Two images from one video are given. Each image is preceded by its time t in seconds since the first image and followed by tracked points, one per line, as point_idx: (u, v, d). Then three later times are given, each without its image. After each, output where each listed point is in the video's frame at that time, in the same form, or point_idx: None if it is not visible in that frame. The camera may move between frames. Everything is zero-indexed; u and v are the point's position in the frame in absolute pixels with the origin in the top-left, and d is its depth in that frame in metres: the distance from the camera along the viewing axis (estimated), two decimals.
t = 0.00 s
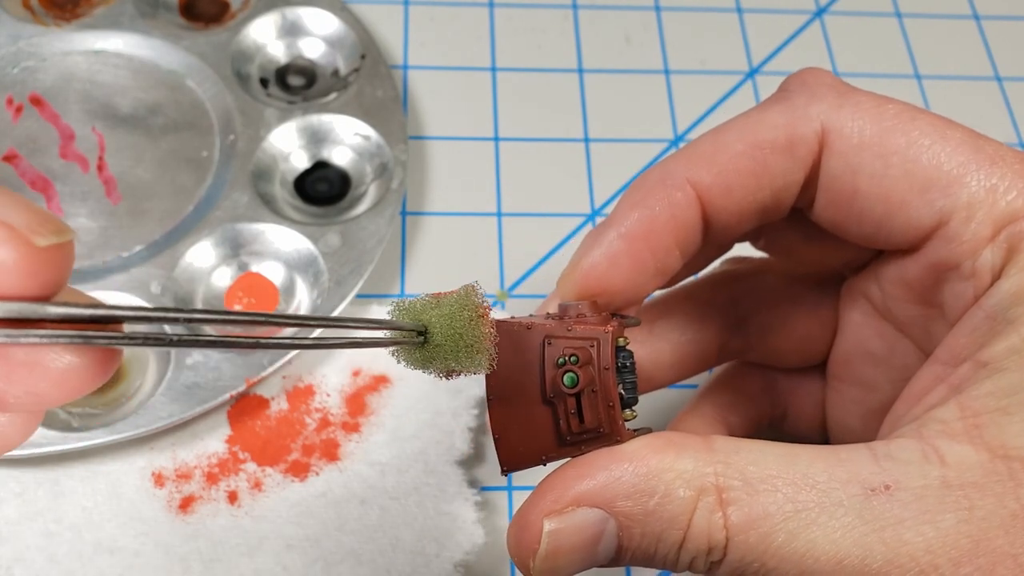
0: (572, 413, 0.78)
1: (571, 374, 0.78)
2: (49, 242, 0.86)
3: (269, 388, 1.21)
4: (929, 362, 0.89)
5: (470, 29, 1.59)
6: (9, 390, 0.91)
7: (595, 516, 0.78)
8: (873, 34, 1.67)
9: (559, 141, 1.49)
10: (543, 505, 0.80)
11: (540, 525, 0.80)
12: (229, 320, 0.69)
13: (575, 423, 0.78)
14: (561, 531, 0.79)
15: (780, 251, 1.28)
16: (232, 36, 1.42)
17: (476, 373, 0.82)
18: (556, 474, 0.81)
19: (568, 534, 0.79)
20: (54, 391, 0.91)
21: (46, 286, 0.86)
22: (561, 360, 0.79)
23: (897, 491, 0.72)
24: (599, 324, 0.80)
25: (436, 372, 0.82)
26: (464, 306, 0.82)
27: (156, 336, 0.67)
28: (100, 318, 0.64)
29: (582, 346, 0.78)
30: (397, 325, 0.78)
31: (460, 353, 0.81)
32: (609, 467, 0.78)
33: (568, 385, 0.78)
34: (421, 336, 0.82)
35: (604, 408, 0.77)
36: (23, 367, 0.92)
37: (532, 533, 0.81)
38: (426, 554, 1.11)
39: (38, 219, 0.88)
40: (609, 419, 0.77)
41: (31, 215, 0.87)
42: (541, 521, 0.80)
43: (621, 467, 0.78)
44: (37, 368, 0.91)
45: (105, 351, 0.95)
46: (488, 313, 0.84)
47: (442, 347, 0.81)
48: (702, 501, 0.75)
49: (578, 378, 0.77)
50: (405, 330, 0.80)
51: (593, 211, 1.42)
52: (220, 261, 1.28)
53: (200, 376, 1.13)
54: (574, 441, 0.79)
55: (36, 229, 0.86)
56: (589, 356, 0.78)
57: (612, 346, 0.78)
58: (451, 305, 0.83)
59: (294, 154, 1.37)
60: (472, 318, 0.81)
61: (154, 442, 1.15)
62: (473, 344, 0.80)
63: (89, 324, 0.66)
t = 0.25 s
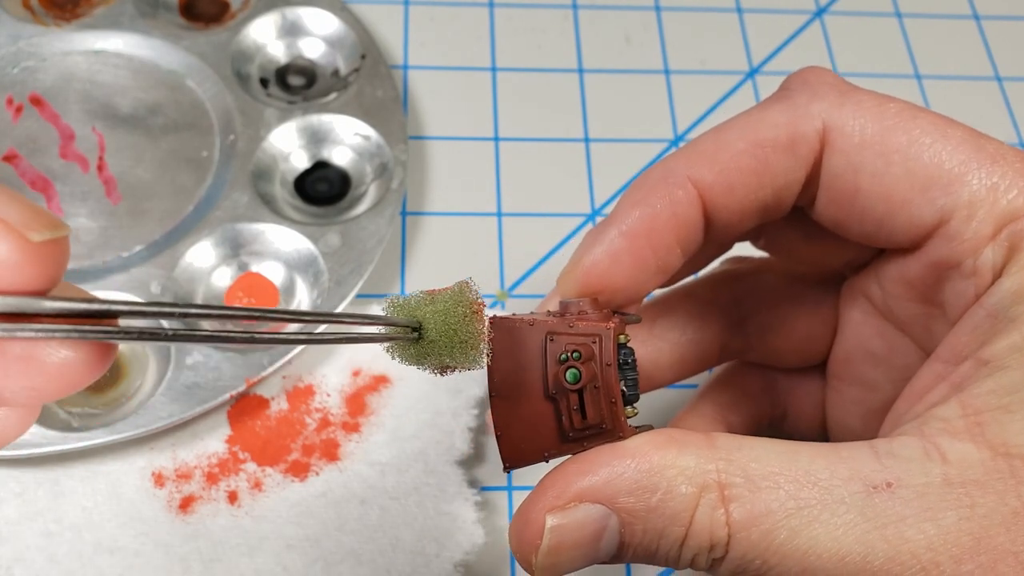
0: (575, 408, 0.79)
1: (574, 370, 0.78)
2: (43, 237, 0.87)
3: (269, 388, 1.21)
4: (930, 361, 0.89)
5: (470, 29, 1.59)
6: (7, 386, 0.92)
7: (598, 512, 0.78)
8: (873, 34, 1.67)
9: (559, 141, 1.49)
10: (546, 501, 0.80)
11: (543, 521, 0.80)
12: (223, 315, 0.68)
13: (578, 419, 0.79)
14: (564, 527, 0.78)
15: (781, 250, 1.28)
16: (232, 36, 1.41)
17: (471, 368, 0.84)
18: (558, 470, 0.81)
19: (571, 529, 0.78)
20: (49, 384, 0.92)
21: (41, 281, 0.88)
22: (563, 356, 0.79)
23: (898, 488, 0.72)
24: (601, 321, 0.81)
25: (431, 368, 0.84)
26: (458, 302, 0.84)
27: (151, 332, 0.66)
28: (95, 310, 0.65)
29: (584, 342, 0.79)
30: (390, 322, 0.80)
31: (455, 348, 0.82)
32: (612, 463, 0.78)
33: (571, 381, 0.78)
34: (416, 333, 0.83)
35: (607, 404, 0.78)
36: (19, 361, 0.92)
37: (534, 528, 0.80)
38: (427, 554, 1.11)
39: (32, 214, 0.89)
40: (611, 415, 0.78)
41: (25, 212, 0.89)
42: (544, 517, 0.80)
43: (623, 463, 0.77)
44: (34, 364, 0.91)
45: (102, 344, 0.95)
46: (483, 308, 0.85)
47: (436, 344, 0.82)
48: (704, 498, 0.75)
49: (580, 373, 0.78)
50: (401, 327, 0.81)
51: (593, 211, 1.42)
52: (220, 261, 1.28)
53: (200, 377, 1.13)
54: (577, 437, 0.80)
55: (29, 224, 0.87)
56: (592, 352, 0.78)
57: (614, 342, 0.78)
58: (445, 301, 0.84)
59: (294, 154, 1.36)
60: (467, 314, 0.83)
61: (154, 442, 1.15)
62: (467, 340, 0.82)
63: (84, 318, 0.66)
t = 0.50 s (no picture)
0: (575, 400, 0.78)
1: (575, 361, 0.78)
2: (35, 228, 0.87)
3: (269, 388, 1.21)
4: (930, 357, 0.89)
5: (470, 29, 1.59)
6: None
7: (599, 503, 0.78)
8: (873, 34, 1.67)
9: (559, 141, 1.49)
10: (546, 492, 0.80)
11: (543, 512, 0.80)
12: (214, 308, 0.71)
13: (579, 411, 0.78)
14: (565, 518, 0.79)
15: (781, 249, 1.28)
16: (232, 36, 1.42)
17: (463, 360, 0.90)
18: (558, 461, 0.81)
19: (572, 519, 0.78)
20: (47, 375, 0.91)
21: (37, 273, 0.87)
22: (564, 348, 0.79)
23: (898, 482, 0.72)
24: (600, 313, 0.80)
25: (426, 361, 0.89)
26: (451, 297, 0.89)
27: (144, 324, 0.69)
28: (86, 303, 0.67)
29: (584, 333, 0.79)
30: (387, 316, 0.84)
31: (449, 342, 0.87)
32: (612, 454, 0.77)
33: (571, 372, 0.78)
34: (410, 326, 0.87)
35: (608, 396, 0.77)
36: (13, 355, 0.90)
37: (535, 519, 0.80)
38: (426, 554, 1.11)
39: (23, 206, 0.88)
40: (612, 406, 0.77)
41: (16, 205, 0.88)
42: (544, 508, 0.80)
43: (624, 454, 0.77)
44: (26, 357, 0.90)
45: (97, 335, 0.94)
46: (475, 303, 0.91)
47: (430, 337, 0.87)
48: (704, 491, 0.75)
49: (581, 365, 0.77)
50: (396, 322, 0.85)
51: (593, 211, 1.42)
52: (220, 260, 1.28)
53: (200, 376, 1.13)
54: (578, 429, 0.79)
55: (20, 216, 0.86)
56: (592, 344, 0.78)
57: (614, 334, 0.78)
58: (438, 297, 0.89)
59: (294, 154, 1.37)
60: (460, 308, 0.88)
61: (154, 442, 1.15)
62: (461, 334, 0.87)
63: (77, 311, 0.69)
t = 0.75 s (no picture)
0: (576, 399, 0.78)
1: (576, 361, 0.78)
2: (17, 213, 0.88)
3: (269, 387, 1.21)
4: (930, 357, 0.89)
5: (470, 29, 1.59)
6: None
7: (599, 502, 0.78)
8: (873, 35, 1.67)
9: (559, 141, 1.49)
10: (547, 491, 0.80)
11: (544, 511, 0.80)
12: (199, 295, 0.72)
13: (579, 410, 0.78)
14: (565, 517, 0.79)
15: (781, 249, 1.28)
16: (231, 36, 1.42)
17: (454, 349, 0.89)
18: (558, 461, 0.81)
19: (572, 519, 0.78)
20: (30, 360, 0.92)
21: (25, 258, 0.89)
22: (564, 347, 0.79)
23: (899, 482, 0.72)
24: (600, 313, 0.81)
25: (415, 350, 0.88)
26: (441, 286, 0.89)
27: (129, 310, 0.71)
28: (72, 289, 0.68)
29: (585, 333, 0.79)
30: (374, 304, 0.84)
31: (438, 330, 0.87)
32: (613, 453, 0.78)
33: (572, 371, 0.78)
34: (399, 315, 0.87)
35: (608, 395, 0.78)
36: None
37: (536, 519, 0.80)
38: (426, 554, 1.11)
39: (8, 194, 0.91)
40: (613, 406, 0.78)
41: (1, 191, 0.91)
42: (545, 507, 0.80)
43: (624, 454, 0.77)
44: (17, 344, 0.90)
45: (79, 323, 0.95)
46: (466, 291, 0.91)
47: (419, 325, 0.87)
48: (705, 490, 0.75)
49: (582, 364, 0.78)
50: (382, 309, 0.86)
51: (593, 211, 1.42)
52: (220, 260, 1.28)
53: (200, 376, 1.13)
54: (579, 429, 0.79)
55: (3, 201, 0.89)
56: (592, 343, 0.78)
57: (614, 333, 0.78)
58: (428, 285, 0.89)
59: (294, 154, 1.37)
60: (449, 297, 0.88)
61: (154, 442, 1.15)
62: (450, 321, 0.87)
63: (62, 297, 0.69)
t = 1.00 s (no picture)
0: (577, 400, 0.79)
1: (576, 361, 0.78)
2: (24, 207, 0.87)
3: (269, 387, 1.21)
4: (931, 357, 0.89)
5: (470, 29, 1.59)
6: None
7: (599, 503, 0.78)
8: (873, 35, 1.67)
9: (560, 141, 1.49)
10: (547, 491, 0.80)
11: (544, 511, 0.80)
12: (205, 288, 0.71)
13: (580, 411, 0.78)
14: (566, 518, 0.78)
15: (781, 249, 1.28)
16: (232, 36, 1.41)
17: (459, 342, 0.90)
18: (558, 461, 0.81)
19: (573, 519, 0.78)
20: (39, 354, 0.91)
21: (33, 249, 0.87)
22: (565, 348, 0.79)
23: (900, 482, 0.72)
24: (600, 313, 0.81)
25: (422, 344, 0.88)
26: (445, 279, 0.89)
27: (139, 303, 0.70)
28: (82, 282, 0.68)
29: (586, 333, 0.79)
30: (380, 298, 0.84)
31: (443, 324, 0.87)
32: (613, 454, 0.77)
33: (573, 372, 0.78)
34: (405, 308, 0.88)
35: (609, 396, 0.78)
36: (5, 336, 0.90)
37: (536, 519, 0.80)
38: (427, 554, 1.11)
39: (16, 186, 0.91)
40: (614, 406, 0.78)
41: (9, 185, 0.90)
42: (545, 508, 0.80)
43: (625, 454, 0.77)
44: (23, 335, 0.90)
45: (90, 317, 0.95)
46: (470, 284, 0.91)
47: (424, 319, 0.87)
48: (705, 491, 0.75)
49: (582, 365, 0.78)
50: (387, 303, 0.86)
51: (593, 211, 1.42)
52: (220, 260, 1.28)
53: (201, 376, 1.13)
54: (579, 429, 0.79)
55: (12, 193, 0.88)
56: (593, 344, 0.78)
57: (615, 334, 0.78)
58: (432, 279, 0.89)
59: (294, 154, 1.37)
60: (455, 290, 0.88)
61: (154, 442, 1.15)
62: (454, 314, 0.87)
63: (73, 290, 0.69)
